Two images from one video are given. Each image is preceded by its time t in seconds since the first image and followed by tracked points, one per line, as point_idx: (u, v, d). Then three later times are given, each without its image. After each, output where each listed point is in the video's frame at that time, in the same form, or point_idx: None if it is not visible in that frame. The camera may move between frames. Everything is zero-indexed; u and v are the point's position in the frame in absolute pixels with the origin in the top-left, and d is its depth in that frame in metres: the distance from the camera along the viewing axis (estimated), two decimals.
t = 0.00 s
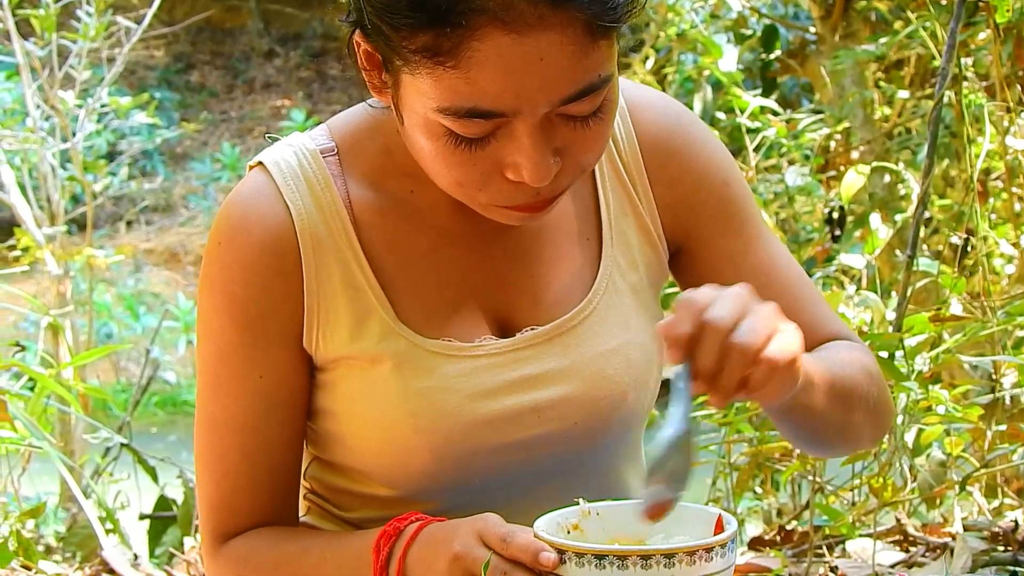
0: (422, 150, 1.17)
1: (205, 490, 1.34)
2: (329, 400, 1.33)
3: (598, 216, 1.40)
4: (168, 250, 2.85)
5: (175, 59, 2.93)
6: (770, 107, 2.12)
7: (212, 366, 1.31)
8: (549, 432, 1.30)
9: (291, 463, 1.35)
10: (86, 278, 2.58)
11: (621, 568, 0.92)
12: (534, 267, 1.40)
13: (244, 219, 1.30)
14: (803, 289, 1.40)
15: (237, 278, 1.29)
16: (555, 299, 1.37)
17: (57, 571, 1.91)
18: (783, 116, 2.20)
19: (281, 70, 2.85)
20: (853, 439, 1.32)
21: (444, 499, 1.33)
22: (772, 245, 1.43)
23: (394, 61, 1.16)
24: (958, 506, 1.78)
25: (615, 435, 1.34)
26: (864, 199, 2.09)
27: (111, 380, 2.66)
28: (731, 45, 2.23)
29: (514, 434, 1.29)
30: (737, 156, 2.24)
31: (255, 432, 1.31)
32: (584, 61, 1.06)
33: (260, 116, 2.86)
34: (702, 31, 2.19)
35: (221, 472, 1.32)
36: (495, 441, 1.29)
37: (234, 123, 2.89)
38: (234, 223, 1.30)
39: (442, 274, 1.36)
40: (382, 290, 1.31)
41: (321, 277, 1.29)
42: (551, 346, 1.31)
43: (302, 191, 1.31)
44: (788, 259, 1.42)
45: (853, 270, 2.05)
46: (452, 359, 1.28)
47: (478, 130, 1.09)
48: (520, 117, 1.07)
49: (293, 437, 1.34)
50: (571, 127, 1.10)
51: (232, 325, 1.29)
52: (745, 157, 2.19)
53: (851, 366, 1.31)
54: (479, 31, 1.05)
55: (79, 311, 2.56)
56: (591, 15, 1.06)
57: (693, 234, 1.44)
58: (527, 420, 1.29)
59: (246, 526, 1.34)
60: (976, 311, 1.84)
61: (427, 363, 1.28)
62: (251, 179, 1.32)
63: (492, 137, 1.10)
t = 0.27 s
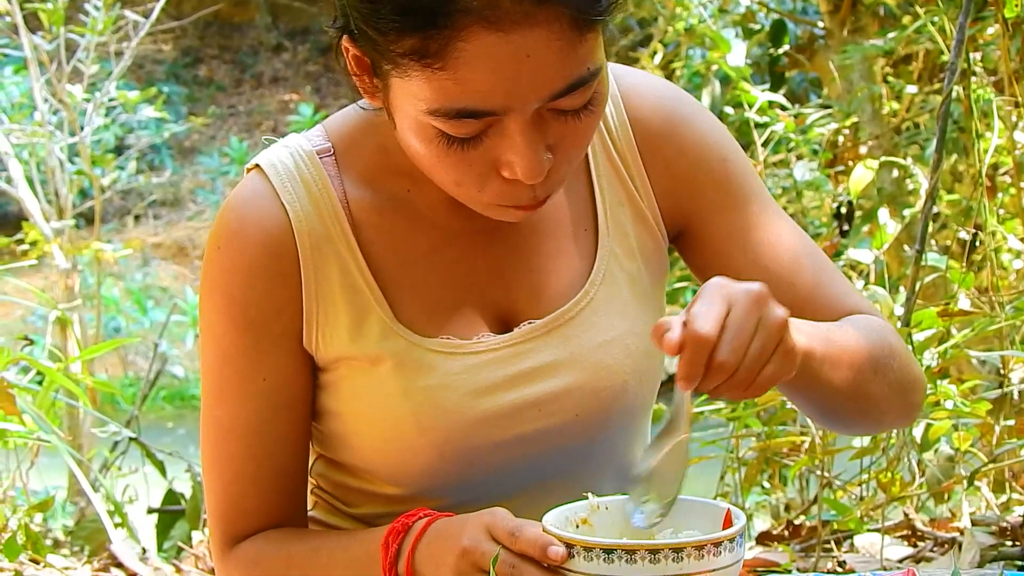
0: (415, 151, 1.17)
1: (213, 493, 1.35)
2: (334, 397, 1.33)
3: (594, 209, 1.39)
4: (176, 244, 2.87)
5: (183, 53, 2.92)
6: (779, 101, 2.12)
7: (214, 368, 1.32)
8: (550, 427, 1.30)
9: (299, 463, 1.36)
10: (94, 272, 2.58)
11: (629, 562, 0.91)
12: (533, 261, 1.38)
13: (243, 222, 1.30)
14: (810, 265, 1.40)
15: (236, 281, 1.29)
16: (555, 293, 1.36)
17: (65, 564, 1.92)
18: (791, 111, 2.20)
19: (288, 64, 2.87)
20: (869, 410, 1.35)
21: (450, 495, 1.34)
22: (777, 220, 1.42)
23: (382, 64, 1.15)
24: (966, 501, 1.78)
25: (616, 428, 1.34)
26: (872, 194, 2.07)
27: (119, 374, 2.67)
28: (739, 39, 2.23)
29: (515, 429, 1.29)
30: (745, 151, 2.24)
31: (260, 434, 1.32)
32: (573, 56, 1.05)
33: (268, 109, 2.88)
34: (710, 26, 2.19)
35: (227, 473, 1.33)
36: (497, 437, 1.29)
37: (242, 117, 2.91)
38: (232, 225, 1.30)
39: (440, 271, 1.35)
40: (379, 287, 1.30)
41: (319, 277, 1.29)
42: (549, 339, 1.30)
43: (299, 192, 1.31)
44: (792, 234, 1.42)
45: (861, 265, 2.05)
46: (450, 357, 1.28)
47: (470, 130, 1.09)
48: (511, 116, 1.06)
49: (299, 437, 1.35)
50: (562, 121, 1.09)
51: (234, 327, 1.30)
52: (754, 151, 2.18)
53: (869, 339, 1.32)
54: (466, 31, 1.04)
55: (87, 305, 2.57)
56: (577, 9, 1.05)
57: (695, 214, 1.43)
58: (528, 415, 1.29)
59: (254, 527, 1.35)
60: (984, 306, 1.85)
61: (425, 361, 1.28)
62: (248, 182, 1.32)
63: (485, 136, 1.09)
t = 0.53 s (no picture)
0: (401, 153, 1.17)
1: (218, 495, 1.33)
2: (334, 392, 1.33)
3: (590, 206, 1.39)
4: (182, 236, 2.89)
5: (189, 46, 2.93)
6: (785, 94, 2.12)
7: (213, 369, 1.31)
8: (549, 423, 1.30)
9: (303, 462, 1.34)
10: (100, 265, 2.58)
11: (634, 555, 0.92)
12: (529, 258, 1.38)
13: (239, 223, 1.30)
14: (803, 261, 1.37)
15: (231, 282, 1.29)
16: (552, 289, 1.36)
17: (71, 557, 1.93)
18: (797, 104, 2.20)
19: (294, 56, 2.85)
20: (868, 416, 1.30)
21: (452, 491, 1.33)
22: (771, 216, 1.40)
23: (364, 68, 1.15)
24: (972, 494, 1.78)
25: (615, 424, 1.34)
26: (878, 187, 2.07)
27: (125, 366, 2.68)
28: (746, 32, 2.23)
29: (515, 426, 1.29)
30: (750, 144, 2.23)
31: (262, 434, 1.31)
32: (553, 54, 1.05)
33: (274, 103, 2.85)
34: (717, 19, 2.18)
35: (230, 473, 1.32)
36: (496, 435, 1.29)
37: (248, 109, 2.91)
38: (227, 226, 1.30)
39: (435, 269, 1.35)
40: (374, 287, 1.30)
41: (313, 276, 1.29)
42: (545, 337, 1.30)
43: (292, 192, 1.31)
44: (787, 230, 1.39)
45: (867, 258, 2.05)
46: (446, 356, 1.28)
47: (452, 131, 1.09)
48: (494, 116, 1.06)
49: (302, 435, 1.34)
50: (547, 120, 1.09)
51: (232, 328, 1.29)
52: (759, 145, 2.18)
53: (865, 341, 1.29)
54: (443, 34, 1.04)
55: (93, 297, 2.57)
56: (556, 8, 1.05)
57: (688, 209, 1.42)
58: (527, 413, 1.29)
59: (262, 528, 1.33)
60: (990, 299, 1.84)
61: (422, 360, 1.28)
62: (242, 183, 1.32)
63: (468, 137, 1.09)
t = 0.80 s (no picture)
0: (401, 154, 1.17)
1: (221, 495, 1.34)
2: (335, 390, 1.33)
3: (591, 205, 1.39)
4: (184, 233, 2.89)
5: (191, 43, 2.92)
6: (788, 90, 2.11)
7: (214, 369, 1.31)
8: (551, 423, 1.30)
9: (306, 461, 1.34)
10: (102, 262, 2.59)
11: (637, 552, 0.92)
12: (530, 257, 1.39)
13: (239, 224, 1.30)
14: (803, 263, 1.38)
15: (232, 282, 1.29)
16: (554, 289, 1.36)
17: (74, 554, 1.93)
18: (800, 100, 2.19)
19: (296, 53, 2.83)
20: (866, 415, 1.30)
21: (454, 488, 1.34)
22: (771, 217, 1.40)
23: (362, 69, 1.15)
24: (975, 490, 1.78)
25: (617, 423, 1.34)
26: (881, 183, 2.09)
27: (127, 363, 2.69)
28: (748, 29, 2.23)
29: (516, 426, 1.29)
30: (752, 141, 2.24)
31: (264, 435, 1.31)
32: (551, 55, 1.05)
33: (277, 100, 2.84)
34: (718, 15, 2.18)
35: (232, 473, 1.32)
36: (498, 434, 1.29)
37: (251, 106, 2.89)
38: (228, 226, 1.30)
39: (435, 270, 1.35)
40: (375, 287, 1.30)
41: (314, 276, 1.29)
42: (546, 337, 1.30)
43: (292, 192, 1.31)
44: (786, 232, 1.39)
45: (869, 254, 2.05)
46: (448, 355, 1.28)
47: (452, 133, 1.09)
48: (493, 117, 1.06)
49: (304, 435, 1.34)
50: (547, 120, 1.09)
51: (233, 328, 1.29)
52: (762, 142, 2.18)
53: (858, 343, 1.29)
54: (440, 36, 1.04)
55: (95, 294, 2.58)
56: (553, 8, 1.05)
57: (689, 209, 1.42)
58: (528, 412, 1.29)
59: (265, 527, 1.33)
60: (992, 295, 1.84)
61: (423, 360, 1.28)
62: (242, 183, 1.32)
63: (467, 139, 1.09)
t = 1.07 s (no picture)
0: (406, 153, 1.17)
1: (223, 496, 1.34)
2: (337, 388, 1.33)
3: (593, 203, 1.39)
4: (184, 232, 2.89)
5: (192, 41, 2.92)
6: (788, 89, 2.11)
7: (216, 369, 1.31)
8: (553, 421, 1.30)
9: (308, 460, 1.34)
10: (103, 261, 2.58)
11: (638, 550, 0.92)
12: (532, 256, 1.38)
13: (241, 224, 1.30)
14: (806, 258, 1.39)
15: (235, 282, 1.29)
16: (555, 289, 1.36)
17: (74, 553, 1.93)
18: (800, 99, 2.19)
19: (298, 52, 2.84)
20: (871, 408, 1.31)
21: (456, 487, 1.34)
22: (773, 212, 1.40)
23: (368, 68, 1.15)
24: (976, 489, 1.78)
25: (619, 422, 1.34)
26: (881, 181, 2.10)
27: (128, 362, 2.69)
28: (749, 27, 2.22)
29: (519, 425, 1.29)
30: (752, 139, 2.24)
31: (266, 434, 1.31)
32: (558, 53, 1.05)
33: (276, 97, 2.87)
34: (719, 14, 2.18)
35: (235, 473, 1.32)
36: (500, 433, 1.29)
37: (251, 105, 2.91)
38: (230, 226, 1.30)
39: (437, 269, 1.35)
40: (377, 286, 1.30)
41: (316, 275, 1.29)
42: (549, 335, 1.30)
43: (294, 192, 1.31)
44: (789, 226, 1.40)
45: (870, 253, 2.05)
46: (450, 354, 1.28)
47: (459, 131, 1.09)
48: (500, 115, 1.06)
49: (306, 434, 1.34)
50: (552, 119, 1.09)
51: (235, 329, 1.29)
52: (763, 140, 2.18)
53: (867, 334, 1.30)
54: (449, 34, 1.04)
55: (95, 293, 2.58)
56: (560, 5, 1.05)
57: (692, 205, 1.42)
58: (530, 411, 1.29)
59: (266, 527, 1.33)
60: (993, 294, 1.84)
61: (425, 359, 1.28)
62: (244, 183, 1.32)
63: (474, 137, 1.09)
